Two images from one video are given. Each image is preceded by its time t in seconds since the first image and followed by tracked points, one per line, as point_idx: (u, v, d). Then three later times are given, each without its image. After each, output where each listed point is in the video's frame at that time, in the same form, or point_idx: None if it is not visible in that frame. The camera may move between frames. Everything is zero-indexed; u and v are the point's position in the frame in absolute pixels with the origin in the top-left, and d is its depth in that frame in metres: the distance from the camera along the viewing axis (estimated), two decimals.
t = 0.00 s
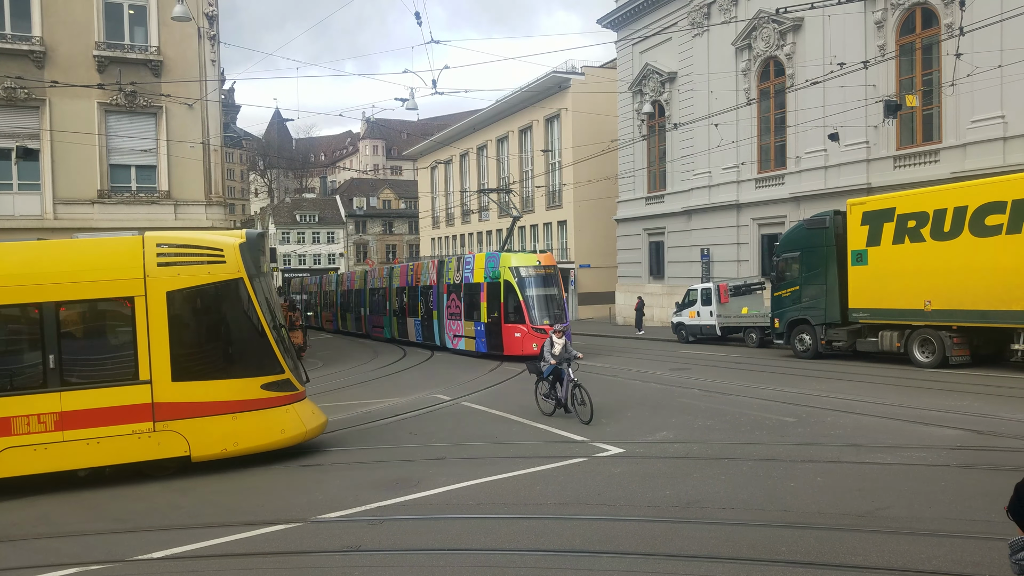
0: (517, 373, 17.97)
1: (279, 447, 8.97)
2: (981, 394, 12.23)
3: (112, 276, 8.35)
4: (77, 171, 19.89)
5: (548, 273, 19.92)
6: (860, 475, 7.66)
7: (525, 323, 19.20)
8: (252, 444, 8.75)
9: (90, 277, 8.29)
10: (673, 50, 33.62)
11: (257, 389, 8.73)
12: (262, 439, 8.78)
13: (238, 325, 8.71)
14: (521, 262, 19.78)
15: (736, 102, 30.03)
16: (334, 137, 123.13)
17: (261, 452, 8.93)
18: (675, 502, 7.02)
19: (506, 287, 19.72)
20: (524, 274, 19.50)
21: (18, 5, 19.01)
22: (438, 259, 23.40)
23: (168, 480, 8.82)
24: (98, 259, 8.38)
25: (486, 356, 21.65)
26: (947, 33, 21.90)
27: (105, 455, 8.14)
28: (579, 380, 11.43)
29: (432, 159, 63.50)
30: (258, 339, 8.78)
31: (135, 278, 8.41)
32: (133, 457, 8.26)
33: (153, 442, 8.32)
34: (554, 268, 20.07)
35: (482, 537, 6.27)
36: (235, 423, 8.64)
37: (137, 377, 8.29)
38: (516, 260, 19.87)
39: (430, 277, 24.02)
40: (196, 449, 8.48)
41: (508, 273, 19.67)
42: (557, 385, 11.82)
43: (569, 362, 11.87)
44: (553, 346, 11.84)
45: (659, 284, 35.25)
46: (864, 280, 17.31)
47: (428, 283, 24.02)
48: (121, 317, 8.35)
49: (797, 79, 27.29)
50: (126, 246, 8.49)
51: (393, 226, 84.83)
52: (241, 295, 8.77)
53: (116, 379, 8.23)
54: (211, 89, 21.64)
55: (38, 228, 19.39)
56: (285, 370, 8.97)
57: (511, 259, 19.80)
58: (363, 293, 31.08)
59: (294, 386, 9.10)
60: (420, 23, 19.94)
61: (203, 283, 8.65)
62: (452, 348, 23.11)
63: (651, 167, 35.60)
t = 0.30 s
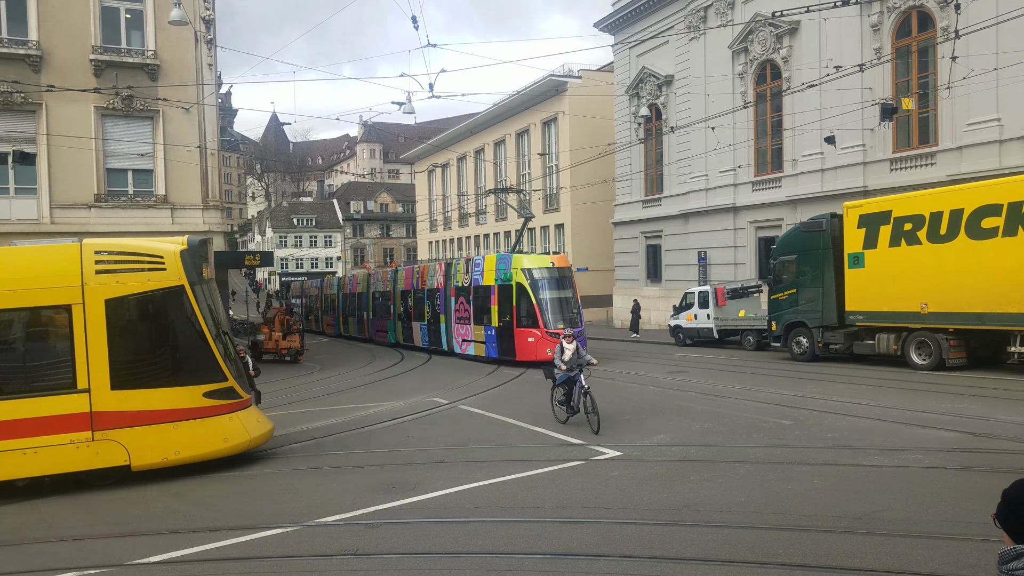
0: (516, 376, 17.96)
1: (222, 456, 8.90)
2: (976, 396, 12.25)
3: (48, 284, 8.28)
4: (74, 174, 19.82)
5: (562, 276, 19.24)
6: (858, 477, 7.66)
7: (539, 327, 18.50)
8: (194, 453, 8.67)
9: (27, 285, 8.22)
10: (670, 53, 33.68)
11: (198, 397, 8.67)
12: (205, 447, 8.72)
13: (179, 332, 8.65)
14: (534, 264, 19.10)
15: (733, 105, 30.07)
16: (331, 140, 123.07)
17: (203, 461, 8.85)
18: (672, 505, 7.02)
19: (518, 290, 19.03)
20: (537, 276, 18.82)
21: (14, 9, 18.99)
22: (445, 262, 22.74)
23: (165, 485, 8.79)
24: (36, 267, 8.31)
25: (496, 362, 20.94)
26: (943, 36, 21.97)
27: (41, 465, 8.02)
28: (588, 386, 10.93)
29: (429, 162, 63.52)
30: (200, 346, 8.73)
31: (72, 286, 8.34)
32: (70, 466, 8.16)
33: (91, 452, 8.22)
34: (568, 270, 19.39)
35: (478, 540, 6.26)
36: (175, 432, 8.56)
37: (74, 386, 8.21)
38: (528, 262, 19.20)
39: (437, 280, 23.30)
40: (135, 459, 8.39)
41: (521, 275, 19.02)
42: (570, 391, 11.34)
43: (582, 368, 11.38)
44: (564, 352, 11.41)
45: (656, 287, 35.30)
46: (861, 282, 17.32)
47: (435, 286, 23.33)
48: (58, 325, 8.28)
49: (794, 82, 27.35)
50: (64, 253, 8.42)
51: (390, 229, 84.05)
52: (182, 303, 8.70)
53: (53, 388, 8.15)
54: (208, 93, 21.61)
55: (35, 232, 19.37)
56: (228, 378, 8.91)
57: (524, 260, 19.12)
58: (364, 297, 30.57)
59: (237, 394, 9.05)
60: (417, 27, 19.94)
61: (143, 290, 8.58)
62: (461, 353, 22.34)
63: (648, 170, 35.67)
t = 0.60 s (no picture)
0: (515, 378, 17.97)
1: (164, 463, 9.00)
2: (973, 398, 12.28)
3: None
4: (72, 177, 19.58)
5: (578, 276, 18.53)
6: (856, 479, 7.68)
7: (554, 331, 17.84)
8: (134, 460, 8.74)
9: None
10: (668, 56, 33.74)
11: (139, 404, 8.78)
12: (146, 454, 8.80)
13: (119, 338, 8.78)
14: (549, 264, 18.40)
15: (731, 107, 30.11)
16: (329, 143, 122.98)
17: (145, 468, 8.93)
18: (671, 507, 7.03)
19: (533, 291, 18.38)
20: (552, 277, 18.13)
21: (12, 11, 18.89)
22: (454, 262, 22.09)
23: (164, 488, 8.79)
24: None
25: (509, 365, 20.35)
26: (941, 38, 22.02)
27: None
28: (606, 395, 10.31)
29: (428, 164, 63.49)
30: (140, 352, 8.86)
31: (9, 292, 8.43)
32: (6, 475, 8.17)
33: (28, 460, 8.25)
34: (584, 270, 18.67)
35: (476, 543, 6.26)
36: (115, 439, 8.63)
37: (11, 394, 8.26)
38: (543, 262, 18.49)
39: (445, 281, 22.65)
40: (74, 466, 8.42)
41: (534, 276, 18.40)
42: (586, 398, 10.71)
43: (600, 373, 10.72)
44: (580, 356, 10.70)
45: (654, 289, 35.29)
46: (859, 284, 17.35)
47: (443, 288, 22.68)
48: None
49: (791, 85, 27.39)
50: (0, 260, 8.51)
51: (390, 232, 83.14)
52: (121, 308, 8.84)
53: None
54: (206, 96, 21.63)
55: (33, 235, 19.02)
56: (169, 384, 9.05)
57: (538, 261, 18.43)
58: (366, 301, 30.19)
59: (179, 400, 9.19)
60: (415, 29, 19.96)
61: (82, 296, 8.71)
62: (472, 357, 21.75)
63: (646, 172, 35.69)
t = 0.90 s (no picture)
0: (513, 380, 17.95)
1: (101, 470, 8.88)
2: (969, 399, 12.30)
3: None
4: (68, 178, 19.50)
5: (595, 276, 18.05)
6: (853, 480, 7.69)
7: (571, 333, 17.28)
8: (71, 468, 8.62)
9: None
10: (665, 58, 33.79)
11: (75, 410, 8.68)
12: (82, 462, 8.69)
13: (53, 344, 8.71)
14: (565, 263, 17.91)
15: (728, 109, 30.15)
16: (326, 144, 122.93)
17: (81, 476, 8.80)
18: (668, 508, 7.03)
19: (547, 292, 17.86)
20: (568, 277, 17.62)
21: (8, 12, 18.85)
22: (463, 262, 21.56)
23: (160, 490, 8.76)
24: None
25: (521, 369, 19.80)
26: (937, 40, 22.05)
27: None
28: (626, 401, 9.73)
29: (425, 166, 63.48)
30: (76, 358, 8.79)
31: None
32: None
33: None
34: (600, 270, 18.17)
35: (472, 545, 6.25)
36: (50, 446, 8.50)
37: None
38: (558, 261, 17.99)
39: (454, 281, 22.11)
40: (6, 475, 8.26)
41: (550, 275, 17.87)
42: (604, 405, 10.12)
43: (618, 379, 10.18)
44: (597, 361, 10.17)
45: (652, 290, 35.31)
46: (856, 286, 17.37)
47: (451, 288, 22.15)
48: None
49: (788, 86, 27.42)
50: None
51: (387, 233, 83.39)
52: (56, 313, 8.78)
53: None
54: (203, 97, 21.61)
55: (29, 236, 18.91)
56: (106, 390, 8.97)
57: (553, 260, 17.93)
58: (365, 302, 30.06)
59: (116, 407, 9.09)
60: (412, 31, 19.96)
61: (15, 301, 8.64)
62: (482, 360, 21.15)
63: (644, 174, 35.72)
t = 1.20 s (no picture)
0: (510, 383, 17.95)
1: (33, 481, 8.76)
2: (965, 401, 12.33)
3: None
4: (64, 180, 19.43)
5: (613, 277, 17.18)
6: (848, 482, 7.70)
7: (590, 336, 16.42)
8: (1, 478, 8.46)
9: None
10: (661, 61, 33.88)
11: (6, 419, 8.55)
12: (13, 470, 8.55)
13: None
14: (582, 264, 17.07)
15: (724, 112, 30.23)
16: (322, 147, 122.87)
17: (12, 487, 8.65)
18: (665, 511, 7.03)
19: (564, 294, 17.00)
20: (587, 278, 16.78)
21: (4, 14, 18.84)
22: (472, 263, 20.74)
23: (156, 494, 8.73)
24: None
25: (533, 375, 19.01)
26: (931, 44, 22.14)
27: None
28: (645, 410, 9.11)
29: (421, 169, 63.51)
30: (7, 366, 8.67)
31: None
32: None
33: None
34: (618, 271, 17.35)
35: (469, 548, 6.24)
36: None
37: None
38: (575, 262, 17.15)
39: (462, 283, 21.30)
40: None
41: (566, 276, 17.01)
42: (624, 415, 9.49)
43: (639, 388, 9.58)
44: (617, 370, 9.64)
45: (648, 293, 35.35)
46: (852, 289, 17.39)
47: (459, 290, 21.39)
48: None
49: (784, 90, 27.51)
50: None
51: (383, 236, 83.43)
52: None
53: None
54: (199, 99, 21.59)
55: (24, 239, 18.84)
56: (37, 399, 8.88)
57: (569, 260, 17.09)
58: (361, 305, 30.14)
59: (47, 416, 9.00)
60: (408, 33, 19.97)
61: None
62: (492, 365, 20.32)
63: (640, 177, 35.77)
